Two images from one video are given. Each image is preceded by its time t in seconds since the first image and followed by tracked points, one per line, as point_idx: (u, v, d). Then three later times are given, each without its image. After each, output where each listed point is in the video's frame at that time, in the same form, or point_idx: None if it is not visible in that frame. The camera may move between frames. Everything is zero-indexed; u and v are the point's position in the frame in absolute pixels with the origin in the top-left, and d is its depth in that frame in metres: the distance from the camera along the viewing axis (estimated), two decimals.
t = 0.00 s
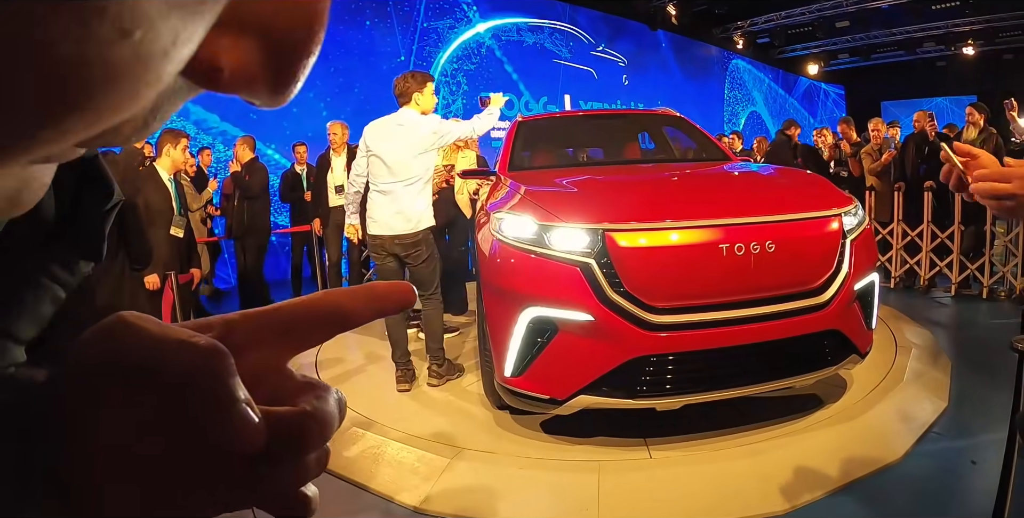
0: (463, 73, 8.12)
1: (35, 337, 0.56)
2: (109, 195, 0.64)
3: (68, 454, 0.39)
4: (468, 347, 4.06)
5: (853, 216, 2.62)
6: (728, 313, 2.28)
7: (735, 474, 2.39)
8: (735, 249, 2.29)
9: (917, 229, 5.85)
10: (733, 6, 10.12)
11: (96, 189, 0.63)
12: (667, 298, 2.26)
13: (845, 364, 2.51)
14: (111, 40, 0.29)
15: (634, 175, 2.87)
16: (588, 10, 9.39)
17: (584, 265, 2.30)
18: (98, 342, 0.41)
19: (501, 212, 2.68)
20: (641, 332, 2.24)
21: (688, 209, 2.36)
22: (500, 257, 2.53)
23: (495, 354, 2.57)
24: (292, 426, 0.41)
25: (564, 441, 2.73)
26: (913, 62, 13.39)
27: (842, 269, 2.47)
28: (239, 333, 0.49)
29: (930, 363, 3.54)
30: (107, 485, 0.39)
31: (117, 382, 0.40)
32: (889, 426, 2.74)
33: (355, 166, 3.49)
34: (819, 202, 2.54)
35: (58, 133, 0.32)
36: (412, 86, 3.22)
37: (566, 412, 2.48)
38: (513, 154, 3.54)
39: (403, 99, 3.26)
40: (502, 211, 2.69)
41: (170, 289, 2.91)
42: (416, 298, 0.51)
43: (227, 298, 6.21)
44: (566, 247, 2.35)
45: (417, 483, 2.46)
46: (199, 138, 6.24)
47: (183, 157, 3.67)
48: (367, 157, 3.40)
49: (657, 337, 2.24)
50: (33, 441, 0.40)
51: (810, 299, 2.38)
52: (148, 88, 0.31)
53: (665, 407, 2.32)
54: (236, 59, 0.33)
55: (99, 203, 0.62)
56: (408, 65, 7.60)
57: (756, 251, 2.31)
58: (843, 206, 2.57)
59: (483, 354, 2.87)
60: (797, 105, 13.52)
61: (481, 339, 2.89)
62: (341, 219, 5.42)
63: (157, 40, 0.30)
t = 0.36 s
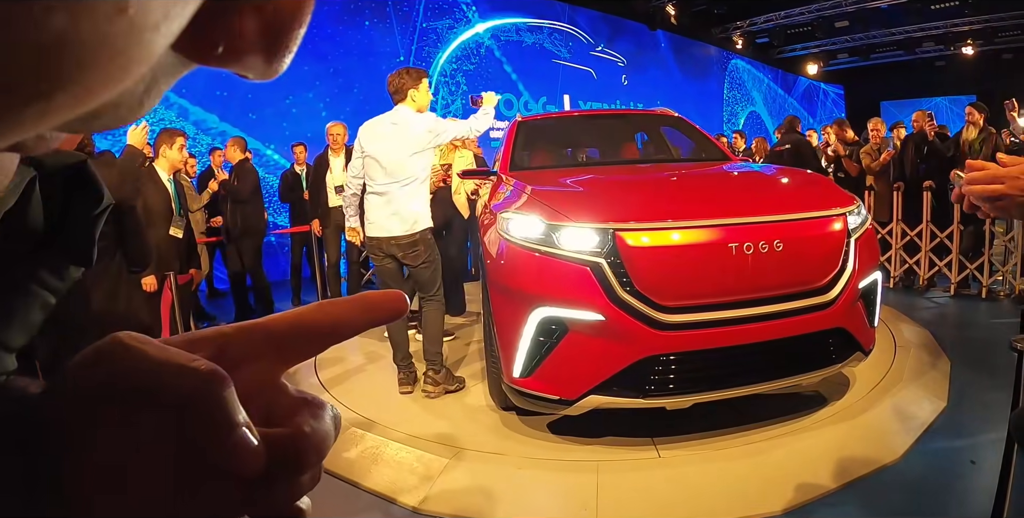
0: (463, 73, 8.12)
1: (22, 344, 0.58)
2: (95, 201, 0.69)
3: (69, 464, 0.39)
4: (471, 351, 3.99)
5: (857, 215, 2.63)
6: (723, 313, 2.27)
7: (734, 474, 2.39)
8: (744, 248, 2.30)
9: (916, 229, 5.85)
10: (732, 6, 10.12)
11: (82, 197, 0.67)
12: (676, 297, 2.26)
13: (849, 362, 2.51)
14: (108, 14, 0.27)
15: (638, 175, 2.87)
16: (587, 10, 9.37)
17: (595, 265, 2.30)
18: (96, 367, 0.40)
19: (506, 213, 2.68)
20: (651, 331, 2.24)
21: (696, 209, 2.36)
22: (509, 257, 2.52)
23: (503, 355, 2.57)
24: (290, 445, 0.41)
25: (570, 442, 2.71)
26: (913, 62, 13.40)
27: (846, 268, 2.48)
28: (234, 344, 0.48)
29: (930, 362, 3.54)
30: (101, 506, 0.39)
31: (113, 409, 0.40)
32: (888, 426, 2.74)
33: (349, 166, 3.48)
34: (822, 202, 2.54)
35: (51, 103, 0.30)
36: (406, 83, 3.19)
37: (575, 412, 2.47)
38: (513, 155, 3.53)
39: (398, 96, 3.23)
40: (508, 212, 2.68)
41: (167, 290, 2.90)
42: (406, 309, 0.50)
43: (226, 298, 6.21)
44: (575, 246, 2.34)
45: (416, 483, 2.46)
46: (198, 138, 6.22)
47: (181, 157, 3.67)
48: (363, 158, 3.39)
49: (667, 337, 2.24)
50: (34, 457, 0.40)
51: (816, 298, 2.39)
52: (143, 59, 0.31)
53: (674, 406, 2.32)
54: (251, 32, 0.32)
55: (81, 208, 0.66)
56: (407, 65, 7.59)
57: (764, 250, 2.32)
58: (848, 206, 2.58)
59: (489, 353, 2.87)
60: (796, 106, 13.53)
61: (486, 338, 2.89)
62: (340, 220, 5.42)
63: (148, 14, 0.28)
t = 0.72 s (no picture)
0: (462, 73, 8.14)
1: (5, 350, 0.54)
2: (79, 192, 0.59)
3: (55, 470, 0.39)
4: (477, 357, 3.90)
5: (861, 214, 2.64)
6: (724, 313, 2.28)
7: (733, 473, 2.39)
8: (754, 246, 2.31)
9: (916, 229, 5.87)
10: (731, 6, 10.11)
11: (64, 191, 0.57)
12: (686, 296, 2.27)
13: (853, 359, 2.53)
14: None
15: (643, 175, 2.87)
16: (586, 10, 9.38)
17: (606, 264, 2.30)
18: (83, 374, 0.40)
19: (514, 213, 2.67)
20: (663, 330, 2.25)
21: (704, 209, 2.37)
22: (517, 257, 2.51)
23: (512, 356, 2.57)
24: (284, 445, 0.40)
25: (579, 442, 2.72)
26: (912, 62, 13.41)
27: (851, 267, 2.50)
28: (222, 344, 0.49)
29: (928, 362, 3.56)
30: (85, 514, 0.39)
31: (101, 419, 0.39)
32: (888, 425, 2.75)
33: (362, 166, 3.42)
34: (826, 202, 2.54)
35: None
36: (419, 76, 3.14)
37: (586, 412, 2.47)
38: (513, 155, 3.53)
39: (413, 92, 3.17)
40: (516, 212, 2.68)
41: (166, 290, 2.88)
42: (399, 294, 0.50)
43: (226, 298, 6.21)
44: (586, 246, 2.34)
45: (416, 483, 2.46)
46: (197, 138, 6.21)
47: (178, 157, 3.66)
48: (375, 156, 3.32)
49: (677, 336, 2.25)
50: (17, 465, 0.40)
51: (821, 297, 2.40)
52: None
53: (684, 405, 2.33)
54: None
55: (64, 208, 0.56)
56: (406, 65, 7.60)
57: (772, 249, 2.33)
58: (852, 205, 2.59)
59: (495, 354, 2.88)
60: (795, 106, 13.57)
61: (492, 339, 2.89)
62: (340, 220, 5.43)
63: None
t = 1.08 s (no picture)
0: (462, 73, 8.13)
1: None
2: (61, 195, 0.57)
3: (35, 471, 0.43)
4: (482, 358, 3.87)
5: (866, 213, 2.65)
6: (732, 312, 2.29)
7: (733, 473, 2.39)
8: (764, 245, 2.31)
9: (916, 229, 5.87)
10: (730, 6, 10.10)
11: (51, 198, 0.55)
12: (697, 295, 2.28)
13: (858, 357, 2.56)
14: None
15: (648, 175, 2.87)
16: (584, 10, 9.37)
17: (619, 263, 2.29)
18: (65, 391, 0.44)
19: (524, 213, 2.66)
20: (675, 329, 2.25)
21: (714, 208, 2.37)
22: (527, 257, 2.51)
23: (521, 356, 2.56)
24: (262, 453, 0.47)
25: (586, 442, 2.72)
26: (911, 61, 13.42)
27: (857, 266, 2.51)
28: (201, 337, 0.52)
29: (928, 361, 3.56)
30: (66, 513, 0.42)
31: (84, 433, 0.43)
32: (889, 425, 2.75)
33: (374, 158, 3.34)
34: (830, 201, 2.55)
35: None
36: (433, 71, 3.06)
37: (596, 412, 2.48)
38: (514, 156, 3.55)
39: (427, 86, 3.10)
40: (525, 212, 2.66)
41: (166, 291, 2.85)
42: (389, 285, 0.55)
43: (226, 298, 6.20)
44: (598, 245, 2.34)
45: (416, 483, 2.46)
46: (197, 138, 6.20)
47: (176, 157, 3.66)
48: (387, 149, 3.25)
49: (689, 335, 2.25)
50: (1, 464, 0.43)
51: (828, 295, 2.41)
52: None
53: (695, 403, 2.34)
54: None
55: (50, 217, 0.55)
56: (405, 65, 7.59)
57: (783, 248, 2.33)
58: (857, 204, 2.60)
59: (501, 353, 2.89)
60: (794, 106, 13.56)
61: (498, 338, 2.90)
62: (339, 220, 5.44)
63: None
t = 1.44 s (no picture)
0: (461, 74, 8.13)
1: None
2: (58, 191, 0.55)
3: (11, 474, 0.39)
4: (485, 359, 3.86)
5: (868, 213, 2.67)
6: (743, 311, 2.30)
7: (732, 474, 2.39)
8: (774, 244, 2.33)
9: (915, 229, 5.90)
10: (730, 6, 10.08)
11: (47, 195, 0.54)
12: (708, 294, 2.29)
13: (863, 354, 2.58)
14: None
15: (649, 175, 2.88)
16: (584, 10, 9.37)
17: (632, 262, 2.30)
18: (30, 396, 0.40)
19: (531, 212, 2.65)
20: (688, 328, 2.26)
21: (716, 208, 2.37)
22: (537, 258, 2.50)
23: (531, 357, 2.56)
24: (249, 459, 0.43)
25: (597, 442, 2.72)
26: (910, 61, 13.43)
27: (862, 264, 2.54)
28: (193, 339, 0.47)
29: (928, 361, 3.56)
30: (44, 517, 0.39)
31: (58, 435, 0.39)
32: (890, 425, 2.75)
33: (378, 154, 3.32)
34: (834, 200, 2.56)
35: None
36: (439, 68, 3.03)
37: (607, 412, 2.48)
38: (517, 155, 3.55)
39: (432, 83, 3.07)
40: (533, 211, 2.65)
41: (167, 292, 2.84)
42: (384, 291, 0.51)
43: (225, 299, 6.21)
44: (609, 245, 2.34)
45: (415, 484, 2.46)
46: (197, 138, 6.20)
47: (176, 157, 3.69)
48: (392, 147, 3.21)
49: (700, 334, 2.26)
50: None
51: (835, 293, 2.43)
52: None
53: (708, 402, 2.35)
54: None
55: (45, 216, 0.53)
56: (404, 65, 7.58)
57: (792, 247, 2.35)
58: (861, 203, 2.61)
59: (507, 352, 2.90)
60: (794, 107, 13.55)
61: (505, 338, 2.90)
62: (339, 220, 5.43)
63: None
